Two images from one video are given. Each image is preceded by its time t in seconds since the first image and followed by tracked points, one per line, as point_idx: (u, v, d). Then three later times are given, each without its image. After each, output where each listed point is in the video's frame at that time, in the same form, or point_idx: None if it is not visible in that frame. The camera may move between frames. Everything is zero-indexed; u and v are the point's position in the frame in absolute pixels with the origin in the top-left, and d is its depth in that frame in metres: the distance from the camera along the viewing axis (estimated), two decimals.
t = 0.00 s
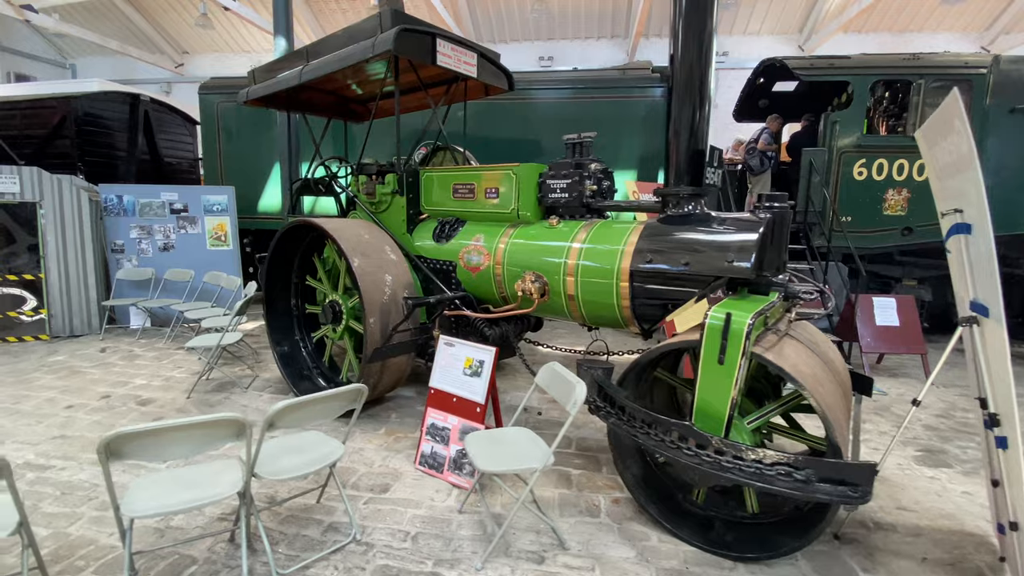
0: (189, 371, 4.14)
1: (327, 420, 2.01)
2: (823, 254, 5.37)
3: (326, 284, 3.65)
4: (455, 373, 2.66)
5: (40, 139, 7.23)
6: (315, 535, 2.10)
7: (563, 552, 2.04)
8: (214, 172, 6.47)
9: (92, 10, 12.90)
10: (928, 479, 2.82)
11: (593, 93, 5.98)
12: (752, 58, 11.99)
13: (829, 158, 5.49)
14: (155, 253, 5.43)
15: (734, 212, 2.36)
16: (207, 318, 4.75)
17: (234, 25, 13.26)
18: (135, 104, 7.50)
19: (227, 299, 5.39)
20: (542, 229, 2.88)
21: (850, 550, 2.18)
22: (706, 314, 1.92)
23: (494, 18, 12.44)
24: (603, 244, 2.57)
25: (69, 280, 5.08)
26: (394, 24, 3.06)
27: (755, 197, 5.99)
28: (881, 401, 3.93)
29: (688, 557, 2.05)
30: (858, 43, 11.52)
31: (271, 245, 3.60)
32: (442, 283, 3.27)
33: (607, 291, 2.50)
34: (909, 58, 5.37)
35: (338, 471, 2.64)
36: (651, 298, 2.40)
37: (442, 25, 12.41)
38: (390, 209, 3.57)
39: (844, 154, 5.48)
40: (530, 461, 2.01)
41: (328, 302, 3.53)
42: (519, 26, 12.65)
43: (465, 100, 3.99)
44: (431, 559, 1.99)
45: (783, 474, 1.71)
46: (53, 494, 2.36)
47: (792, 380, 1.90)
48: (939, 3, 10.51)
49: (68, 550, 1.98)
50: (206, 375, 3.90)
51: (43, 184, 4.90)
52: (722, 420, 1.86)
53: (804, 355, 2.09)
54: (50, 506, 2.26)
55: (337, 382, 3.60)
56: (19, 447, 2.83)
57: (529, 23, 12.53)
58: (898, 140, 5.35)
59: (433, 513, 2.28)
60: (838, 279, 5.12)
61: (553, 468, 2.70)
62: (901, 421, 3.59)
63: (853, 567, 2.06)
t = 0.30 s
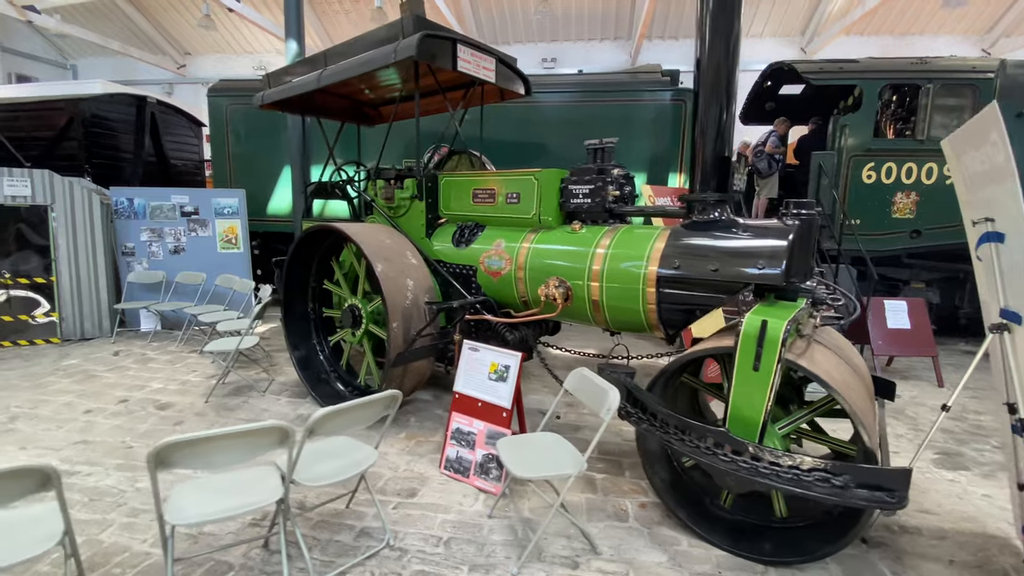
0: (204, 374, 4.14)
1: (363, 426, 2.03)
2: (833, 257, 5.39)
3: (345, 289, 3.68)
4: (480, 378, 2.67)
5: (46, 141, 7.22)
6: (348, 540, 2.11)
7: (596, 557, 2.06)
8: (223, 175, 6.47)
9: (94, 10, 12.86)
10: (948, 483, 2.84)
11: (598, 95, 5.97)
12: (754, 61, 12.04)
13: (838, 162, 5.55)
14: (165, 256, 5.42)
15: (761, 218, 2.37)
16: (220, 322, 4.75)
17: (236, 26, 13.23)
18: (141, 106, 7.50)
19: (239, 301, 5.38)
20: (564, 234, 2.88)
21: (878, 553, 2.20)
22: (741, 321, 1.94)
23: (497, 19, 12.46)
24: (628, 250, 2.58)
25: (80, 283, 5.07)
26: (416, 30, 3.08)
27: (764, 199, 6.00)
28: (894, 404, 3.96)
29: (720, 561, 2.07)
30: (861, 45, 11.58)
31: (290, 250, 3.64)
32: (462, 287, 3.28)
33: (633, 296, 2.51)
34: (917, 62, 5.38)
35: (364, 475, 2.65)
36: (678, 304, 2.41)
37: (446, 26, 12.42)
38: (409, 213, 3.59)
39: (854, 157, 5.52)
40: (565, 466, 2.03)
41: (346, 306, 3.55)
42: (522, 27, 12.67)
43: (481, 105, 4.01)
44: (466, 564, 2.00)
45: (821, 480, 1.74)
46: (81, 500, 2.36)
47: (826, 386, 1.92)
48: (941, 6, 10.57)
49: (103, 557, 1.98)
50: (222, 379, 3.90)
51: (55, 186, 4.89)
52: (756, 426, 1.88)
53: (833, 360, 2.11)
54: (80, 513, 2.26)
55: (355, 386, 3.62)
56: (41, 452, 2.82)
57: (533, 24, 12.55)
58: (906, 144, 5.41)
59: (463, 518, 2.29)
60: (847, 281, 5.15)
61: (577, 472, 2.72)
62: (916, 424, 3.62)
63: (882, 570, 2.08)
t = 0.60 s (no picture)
0: (222, 377, 4.15)
1: (400, 431, 2.03)
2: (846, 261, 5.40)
3: (365, 293, 3.70)
4: (506, 382, 2.68)
5: (56, 144, 7.24)
6: (383, 545, 2.12)
7: (632, 561, 2.07)
8: (235, 178, 6.49)
9: (99, 12, 12.89)
10: (971, 486, 2.86)
11: (603, 100, 5.94)
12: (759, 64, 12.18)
13: (849, 166, 5.59)
14: (179, 259, 5.42)
15: (791, 224, 2.37)
16: (236, 325, 4.76)
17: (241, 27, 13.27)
18: (151, 109, 7.52)
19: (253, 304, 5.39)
20: (588, 239, 2.89)
21: (909, 557, 2.22)
22: (779, 326, 1.97)
23: (502, 22, 12.50)
24: (656, 254, 2.59)
25: (95, 287, 5.07)
26: (439, 36, 3.10)
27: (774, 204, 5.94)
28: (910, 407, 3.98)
29: (754, 565, 2.09)
30: (864, 48, 11.63)
31: (311, 255, 3.67)
32: (485, 292, 3.28)
33: (662, 301, 2.52)
34: (927, 67, 5.42)
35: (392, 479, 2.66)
36: (708, 309, 2.42)
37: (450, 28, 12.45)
38: (429, 217, 3.61)
39: (865, 161, 5.56)
40: (601, 471, 2.04)
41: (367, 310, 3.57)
42: (526, 30, 12.72)
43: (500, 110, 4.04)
44: (502, 568, 2.01)
45: (861, 485, 1.76)
46: (113, 505, 2.36)
47: (861, 390, 1.95)
48: (945, 8, 10.61)
49: (142, 562, 1.99)
50: (242, 383, 3.91)
51: (70, 190, 4.91)
52: (794, 431, 1.90)
53: (864, 364, 2.13)
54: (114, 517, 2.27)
55: (375, 389, 3.64)
56: (68, 457, 2.83)
57: (538, 27, 12.60)
58: (918, 148, 5.46)
59: (495, 522, 2.30)
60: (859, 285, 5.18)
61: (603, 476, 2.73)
62: (934, 428, 3.64)
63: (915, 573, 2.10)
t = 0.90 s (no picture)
0: (240, 381, 4.13)
1: (438, 436, 2.01)
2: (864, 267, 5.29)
3: (386, 296, 3.70)
4: (535, 386, 2.65)
5: (68, 147, 7.25)
6: (419, 550, 2.10)
7: (670, 567, 2.05)
8: (248, 181, 6.50)
9: (107, 16, 12.94)
10: (1003, 491, 2.83)
11: (616, 103, 5.92)
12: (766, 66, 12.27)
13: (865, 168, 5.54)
14: (193, 262, 5.41)
15: (827, 228, 2.38)
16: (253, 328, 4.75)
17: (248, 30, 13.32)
18: (161, 112, 7.57)
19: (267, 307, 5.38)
20: (616, 242, 2.88)
21: (949, 563, 2.19)
22: (822, 330, 1.97)
23: (508, 25, 12.51)
24: (687, 256, 2.56)
25: (109, 290, 5.07)
26: (465, 39, 3.11)
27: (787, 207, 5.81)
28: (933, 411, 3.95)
29: (794, 572, 2.08)
30: (871, 51, 11.63)
31: (333, 258, 3.66)
32: (508, 295, 3.27)
33: (694, 306, 2.50)
34: (942, 71, 5.43)
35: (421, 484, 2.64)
36: (742, 313, 2.40)
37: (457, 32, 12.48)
38: (451, 220, 3.61)
39: (881, 163, 5.53)
40: (640, 478, 2.01)
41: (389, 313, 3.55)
42: (533, 34, 12.75)
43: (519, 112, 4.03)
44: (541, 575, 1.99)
45: (910, 491, 1.74)
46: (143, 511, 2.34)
47: (905, 394, 1.92)
48: (953, 11, 10.61)
49: (177, 569, 1.97)
50: (261, 386, 3.89)
51: (85, 193, 4.90)
52: (838, 435, 1.90)
53: (905, 369, 2.11)
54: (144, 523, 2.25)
55: (396, 393, 3.62)
56: (92, 461, 2.80)
57: (544, 30, 12.63)
58: (934, 151, 5.43)
59: (529, 528, 2.28)
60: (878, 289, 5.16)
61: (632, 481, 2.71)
62: (959, 432, 3.61)
63: None
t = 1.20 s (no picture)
0: (259, 385, 4.09)
1: (479, 445, 1.96)
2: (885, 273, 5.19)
3: (409, 300, 3.67)
4: (567, 393, 2.59)
5: (82, 150, 7.25)
6: (457, 562, 2.05)
7: None
8: (261, 185, 6.48)
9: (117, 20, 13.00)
10: None
11: (631, 106, 5.89)
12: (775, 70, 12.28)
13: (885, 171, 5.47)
14: (208, 265, 5.39)
15: (869, 231, 2.35)
16: (270, 332, 4.71)
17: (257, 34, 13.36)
18: (174, 116, 7.48)
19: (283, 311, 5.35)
20: (647, 246, 2.82)
21: None
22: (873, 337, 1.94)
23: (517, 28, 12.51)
24: (724, 259, 2.51)
25: (125, 293, 5.04)
26: (492, 40, 3.07)
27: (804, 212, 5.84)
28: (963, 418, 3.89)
29: None
30: (881, 54, 11.58)
31: (356, 262, 3.64)
32: (535, 300, 3.19)
33: (732, 311, 2.45)
34: (962, 73, 5.38)
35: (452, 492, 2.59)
36: (783, 318, 2.37)
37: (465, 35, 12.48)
38: (475, 224, 3.58)
39: (902, 167, 5.47)
40: (685, 488, 1.96)
41: (412, 318, 3.51)
42: (542, 37, 12.76)
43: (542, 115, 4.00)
44: None
45: (972, 503, 1.70)
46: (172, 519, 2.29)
47: (960, 403, 1.89)
48: (965, 13, 10.56)
49: None
50: (280, 391, 3.85)
51: (102, 196, 4.88)
52: (893, 445, 1.88)
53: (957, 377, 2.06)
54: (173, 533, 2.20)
55: (418, 398, 3.58)
56: (116, 467, 2.76)
57: (552, 34, 12.62)
58: (955, 154, 5.38)
59: (567, 539, 2.23)
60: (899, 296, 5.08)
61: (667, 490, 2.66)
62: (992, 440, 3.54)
63: None
